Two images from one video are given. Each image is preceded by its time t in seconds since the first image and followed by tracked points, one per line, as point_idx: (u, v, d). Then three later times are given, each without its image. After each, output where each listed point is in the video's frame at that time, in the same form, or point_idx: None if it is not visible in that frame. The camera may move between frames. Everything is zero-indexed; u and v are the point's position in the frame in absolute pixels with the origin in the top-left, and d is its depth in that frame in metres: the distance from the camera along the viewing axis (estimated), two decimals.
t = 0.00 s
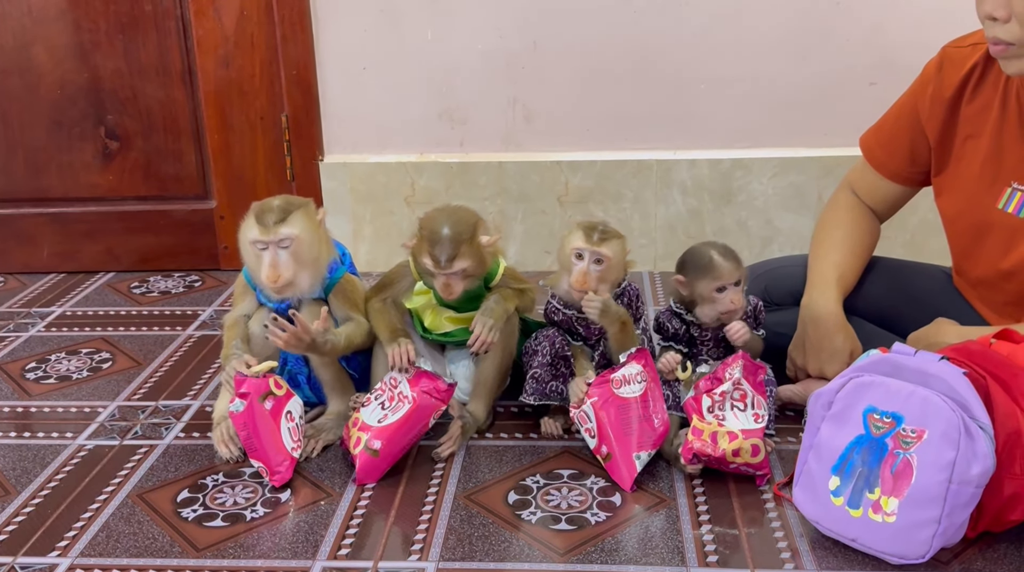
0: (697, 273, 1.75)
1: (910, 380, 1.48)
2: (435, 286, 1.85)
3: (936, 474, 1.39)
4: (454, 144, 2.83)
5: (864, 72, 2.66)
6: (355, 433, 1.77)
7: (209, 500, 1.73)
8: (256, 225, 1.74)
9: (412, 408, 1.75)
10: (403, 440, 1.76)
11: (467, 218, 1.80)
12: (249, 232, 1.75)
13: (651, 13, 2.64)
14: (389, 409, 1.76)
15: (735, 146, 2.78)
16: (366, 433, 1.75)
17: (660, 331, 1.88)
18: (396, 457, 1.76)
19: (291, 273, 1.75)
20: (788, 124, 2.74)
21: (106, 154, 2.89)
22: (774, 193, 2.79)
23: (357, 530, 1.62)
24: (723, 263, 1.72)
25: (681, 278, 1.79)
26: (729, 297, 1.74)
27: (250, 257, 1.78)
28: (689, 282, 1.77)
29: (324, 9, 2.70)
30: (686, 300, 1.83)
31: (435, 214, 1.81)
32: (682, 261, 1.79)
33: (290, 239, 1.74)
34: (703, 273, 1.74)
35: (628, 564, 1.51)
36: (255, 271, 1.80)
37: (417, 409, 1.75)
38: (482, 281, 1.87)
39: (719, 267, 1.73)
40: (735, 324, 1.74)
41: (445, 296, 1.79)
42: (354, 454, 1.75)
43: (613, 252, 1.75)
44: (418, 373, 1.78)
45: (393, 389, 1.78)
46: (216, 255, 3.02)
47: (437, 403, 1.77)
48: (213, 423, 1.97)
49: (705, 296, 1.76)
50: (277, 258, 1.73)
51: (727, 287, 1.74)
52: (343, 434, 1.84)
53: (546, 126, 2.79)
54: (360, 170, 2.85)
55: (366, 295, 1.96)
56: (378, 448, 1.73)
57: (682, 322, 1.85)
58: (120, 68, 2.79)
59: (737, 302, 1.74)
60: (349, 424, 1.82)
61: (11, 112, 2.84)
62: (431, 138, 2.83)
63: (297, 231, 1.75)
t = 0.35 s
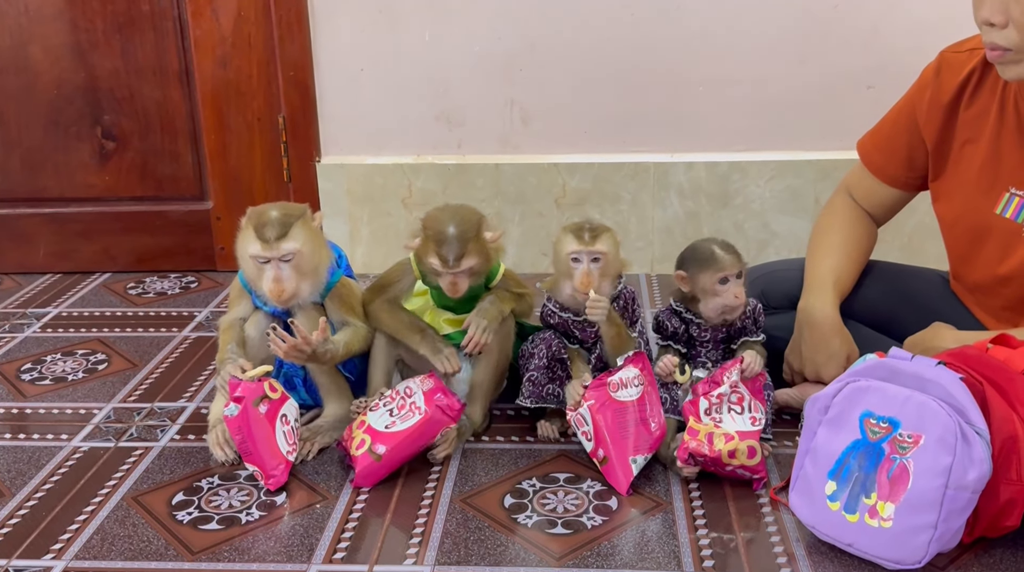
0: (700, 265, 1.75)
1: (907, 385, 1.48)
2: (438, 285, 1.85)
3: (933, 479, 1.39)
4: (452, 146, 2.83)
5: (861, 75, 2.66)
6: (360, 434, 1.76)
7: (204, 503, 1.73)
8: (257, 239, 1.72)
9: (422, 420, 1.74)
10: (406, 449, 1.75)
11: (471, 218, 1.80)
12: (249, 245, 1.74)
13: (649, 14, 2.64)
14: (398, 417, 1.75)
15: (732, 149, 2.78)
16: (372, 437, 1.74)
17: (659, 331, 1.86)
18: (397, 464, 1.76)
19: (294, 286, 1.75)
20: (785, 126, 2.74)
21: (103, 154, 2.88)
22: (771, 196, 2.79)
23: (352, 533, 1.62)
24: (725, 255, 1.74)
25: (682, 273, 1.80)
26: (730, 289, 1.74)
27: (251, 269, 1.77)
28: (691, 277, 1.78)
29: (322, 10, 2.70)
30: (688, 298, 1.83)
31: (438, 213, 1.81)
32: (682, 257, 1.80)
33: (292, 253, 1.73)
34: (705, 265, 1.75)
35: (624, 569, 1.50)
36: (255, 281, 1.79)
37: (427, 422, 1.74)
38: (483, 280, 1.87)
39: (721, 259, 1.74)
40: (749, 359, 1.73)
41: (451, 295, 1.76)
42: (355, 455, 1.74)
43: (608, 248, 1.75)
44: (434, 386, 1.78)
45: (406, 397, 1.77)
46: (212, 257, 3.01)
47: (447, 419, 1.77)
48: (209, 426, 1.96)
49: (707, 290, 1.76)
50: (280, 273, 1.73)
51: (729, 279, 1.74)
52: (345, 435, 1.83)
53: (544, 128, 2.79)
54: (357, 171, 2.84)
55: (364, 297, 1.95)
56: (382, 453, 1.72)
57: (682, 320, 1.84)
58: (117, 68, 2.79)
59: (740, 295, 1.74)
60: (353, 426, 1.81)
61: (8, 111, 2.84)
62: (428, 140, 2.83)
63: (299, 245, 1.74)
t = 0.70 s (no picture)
0: (691, 258, 1.74)
1: (903, 390, 1.47)
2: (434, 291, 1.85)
3: (929, 485, 1.37)
4: (447, 147, 2.82)
5: (858, 77, 2.65)
6: (344, 438, 1.75)
7: (195, 506, 1.71)
8: (248, 238, 1.71)
9: (400, 426, 1.71)
10: (385, 455, 1.72)
11: (462, 224, 1.78)
12: (240, 243, 1.73)
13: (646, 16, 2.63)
14: (381, 422, 1.73)
15: (729, 151, 2.77)
16: (353, 441, 1.73)
17: (657, 330, 1.85)
18: (378, 469, 1.74)
19: (283, 286, 1.74)
20: (782, 128, 2.73)
21: (97, 155, 2.86)
22: (767, 199, 2.78)
23: (344, 537, 1.60)
24: (711, 242, 1.73)
25: (674, 272, 1.77)
26: (728, 271, 1.72)
27: (242, 268, 1.76)
28: (684, 273, 1.75)
29: (317, 10, 2.69)
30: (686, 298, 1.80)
31: (430, 221, 1.78)
32: (672, 259, 1.78)
33: (283, 254, 1.72)
34: (695, 256, 1.73)
35: None
36: (246, 281, 1.78)
37: (405, 429, 1.71)
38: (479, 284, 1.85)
39: (708, 247, 1.73)
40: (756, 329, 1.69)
41: (448, 300, 1.78)
42: (337, 459, 1.74)
43: (603, 252, 1.74)
44: (418, 391, 1.74)
45: (390, 403, 1.75)
46: (206, 257, 3.00)
47: (428, 426, 1.73)
48: (200, 428, 1.95)
49: (705, 281, 1.72)
50: (269, 273, 1.72)
51: (723, 262, 1.72)
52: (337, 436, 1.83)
53: (540, 129, 2.78)
54: (352, 172, 2.83)
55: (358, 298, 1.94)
56: (360, 458, 1.71)
57: (680, 320, 1.82)
58: (111, 68, 2.77)
59: (738, 275, 1.72)
60: (343, 429, 1.80)
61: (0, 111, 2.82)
62: (423, 141, 2.81)
63: (290, 246, 1.73)
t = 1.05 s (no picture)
0: (677, 257, 1.76)
1: (901, 391, 1.46)
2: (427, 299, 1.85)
3: (927, 486, 1.37)
4: (445, 146, 2.81)
5: (857, 76, 2.64)
6: (330, 437, 1.74)
7: (189, 506, 1.70)
8: (248, 239, 1.69)
9: (383, 414, 1.70)
10: (374, 446, 1.72)
11: (461, 237, 1.77)
12: (239, 244, 1.71)
13: (644, 15, 2.62)
14: (363, 414, 1.72)
15: (727, 151, 2.76)
16: (339, 439, 1.72)
17: (658, 330, 1.85)
18: (370, 461, 1.73)
19: (285, 287, 1.73)
20: (780, 128, 2.72)
21: (92, 153, 2.85)
22: (765, 199, 2.77)
23: (339, 538, 1.59)
24: (695, 245, 1.73)
25: (670, 268, 1.80)
26: (698, 278, 1.72)
27: (240, 269, 1.74)
28: (674, 270, 1.78)
29: (314, 8, 2.68)
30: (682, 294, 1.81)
31: (427, 230, 1.77)
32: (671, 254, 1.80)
33: (285, 254, 1.71)
34: (678, 255, 1.75)
35: None
36: (243, 283, 1.76)
37: (387, 416, 1.70)
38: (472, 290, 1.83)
39: (691, 249, 1.73)
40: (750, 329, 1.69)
41: (438, 311, 1.80)
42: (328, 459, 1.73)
43: (596, 252, 1.73)
44: (390, 375, 1.73)
45: (366, 394, 1.74)
46: (202, 256, 2.99)
47: (409, 408, 1.72)
48: (195, 427, 1.93)
49: (685, 281, 1.76)
50: (272, 274, 1.71)
51: (698, 268, 1.72)
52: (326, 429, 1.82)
53: (537, 129, 2.77)
54: (349, 171, 2.82)
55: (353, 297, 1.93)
56: (350, 454, 1.70)
57: (680, 320, 1.82)
58: (106, 66, 2.76)
59: (708, 284, 1.70)
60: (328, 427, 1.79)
61: None
62: (420, 140, 2.80)
63: (291, 246, 1.72)
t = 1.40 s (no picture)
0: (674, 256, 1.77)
1: (899, 390, 1.46)
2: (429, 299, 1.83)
3: (926, 486, 1.37)
4: (443, 145, 2.80)
5: (856, 76, 2.64)
6: (332, 437, 1.74)
7: (187, 506, 1.70)
8: (247, 243, 1.69)
9: (391, 422, 1.71)
10: (377, 452, 1.72)
11: (465, 235, 1.77)
12: (239, 247, 1.71)
13: (643, 14, 2.62)
14: (370, 419, 1.72)
15: (725, 150, 2.76)
16: (343, 440, 1.71)
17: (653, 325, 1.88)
18: (369, 466, 1.73)
19: (282, 291, 1.73)
20: (779, 128, 2.72)
21: (91, 152, 2.85)
22: (764, 198, 2.77)
23: (338, 538, 1.59)
24: (693, 252, 1.73)
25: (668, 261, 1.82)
26: (687, 286, 1.75)
27: (239, 272, 1.74)
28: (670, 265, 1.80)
29: (314, 8, 2.68)
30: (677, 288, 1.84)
31: (430, 227, 1.77)
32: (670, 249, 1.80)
33: (283, 260, 1.71)
34: (675, 257, 1.76)
35: None
36: (242, 284, 1.77)
37: (396, 424, 1.71)
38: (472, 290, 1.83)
39: (688, 255, 1.73)
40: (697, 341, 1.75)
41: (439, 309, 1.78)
42: (327, 459, 1.72)
43: (593, 253, 1.73)
44: (404, 385, 1.74)
45: (377, 400, 1.74)
46: (201, 255, 2.98)
47: (417, 419, 1.73)
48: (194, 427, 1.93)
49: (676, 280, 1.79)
50: (269, 279, 1.71)
51: (689, 276, 1.74)
52: (324, 433, 1.81)
53: (536, 128, 2.77)
54: (347, 171, 2.82)
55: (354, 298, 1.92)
56: (353, 456, 1.70)
57: (675, 315, 1.84)
58: (105, 65, 2.76)
59: (693, 294, 1.74)
60: (330, 428, 1.79)
61: None
62: (419, 139, 2.80)
63: (289, 251, 1.72)
